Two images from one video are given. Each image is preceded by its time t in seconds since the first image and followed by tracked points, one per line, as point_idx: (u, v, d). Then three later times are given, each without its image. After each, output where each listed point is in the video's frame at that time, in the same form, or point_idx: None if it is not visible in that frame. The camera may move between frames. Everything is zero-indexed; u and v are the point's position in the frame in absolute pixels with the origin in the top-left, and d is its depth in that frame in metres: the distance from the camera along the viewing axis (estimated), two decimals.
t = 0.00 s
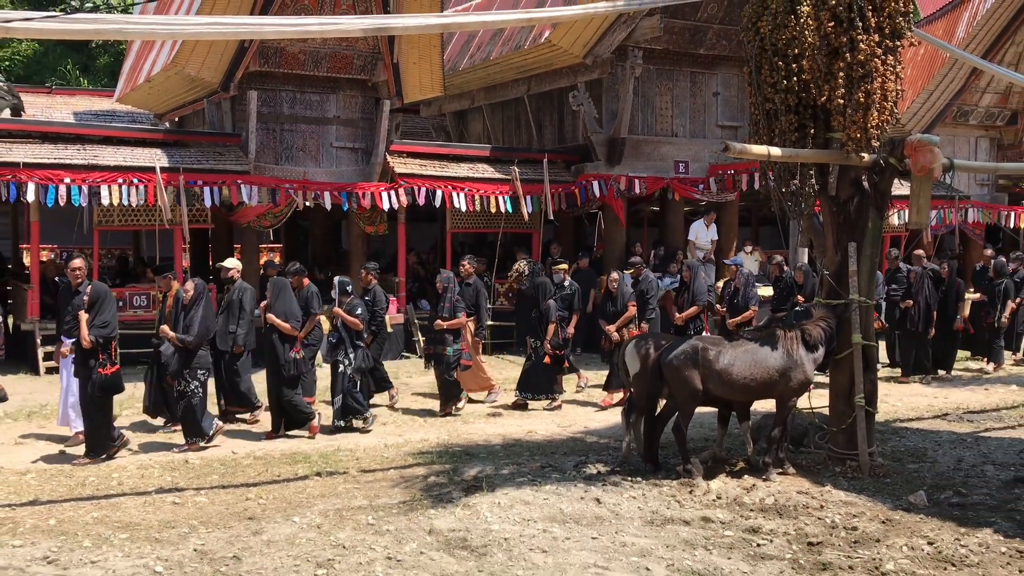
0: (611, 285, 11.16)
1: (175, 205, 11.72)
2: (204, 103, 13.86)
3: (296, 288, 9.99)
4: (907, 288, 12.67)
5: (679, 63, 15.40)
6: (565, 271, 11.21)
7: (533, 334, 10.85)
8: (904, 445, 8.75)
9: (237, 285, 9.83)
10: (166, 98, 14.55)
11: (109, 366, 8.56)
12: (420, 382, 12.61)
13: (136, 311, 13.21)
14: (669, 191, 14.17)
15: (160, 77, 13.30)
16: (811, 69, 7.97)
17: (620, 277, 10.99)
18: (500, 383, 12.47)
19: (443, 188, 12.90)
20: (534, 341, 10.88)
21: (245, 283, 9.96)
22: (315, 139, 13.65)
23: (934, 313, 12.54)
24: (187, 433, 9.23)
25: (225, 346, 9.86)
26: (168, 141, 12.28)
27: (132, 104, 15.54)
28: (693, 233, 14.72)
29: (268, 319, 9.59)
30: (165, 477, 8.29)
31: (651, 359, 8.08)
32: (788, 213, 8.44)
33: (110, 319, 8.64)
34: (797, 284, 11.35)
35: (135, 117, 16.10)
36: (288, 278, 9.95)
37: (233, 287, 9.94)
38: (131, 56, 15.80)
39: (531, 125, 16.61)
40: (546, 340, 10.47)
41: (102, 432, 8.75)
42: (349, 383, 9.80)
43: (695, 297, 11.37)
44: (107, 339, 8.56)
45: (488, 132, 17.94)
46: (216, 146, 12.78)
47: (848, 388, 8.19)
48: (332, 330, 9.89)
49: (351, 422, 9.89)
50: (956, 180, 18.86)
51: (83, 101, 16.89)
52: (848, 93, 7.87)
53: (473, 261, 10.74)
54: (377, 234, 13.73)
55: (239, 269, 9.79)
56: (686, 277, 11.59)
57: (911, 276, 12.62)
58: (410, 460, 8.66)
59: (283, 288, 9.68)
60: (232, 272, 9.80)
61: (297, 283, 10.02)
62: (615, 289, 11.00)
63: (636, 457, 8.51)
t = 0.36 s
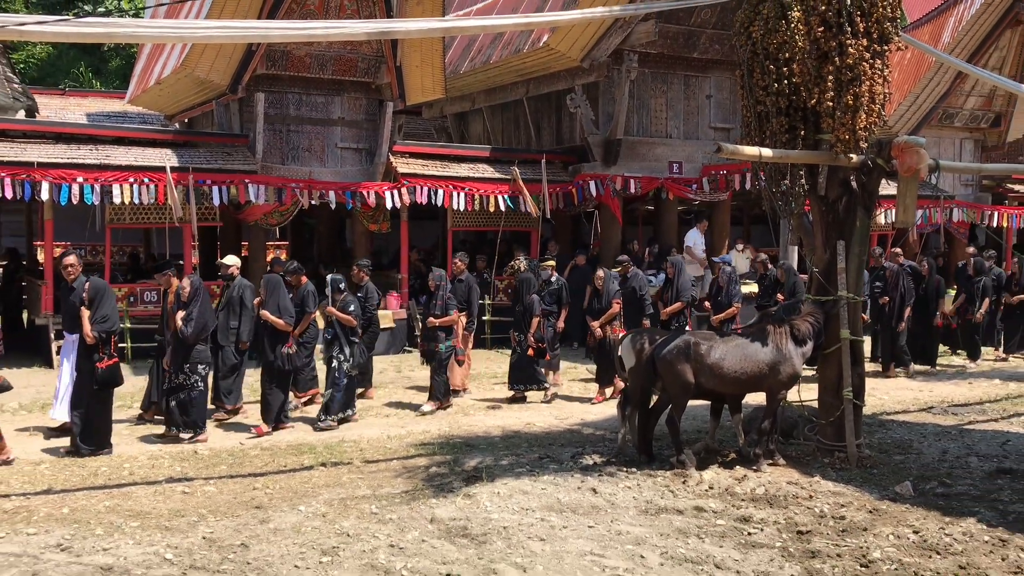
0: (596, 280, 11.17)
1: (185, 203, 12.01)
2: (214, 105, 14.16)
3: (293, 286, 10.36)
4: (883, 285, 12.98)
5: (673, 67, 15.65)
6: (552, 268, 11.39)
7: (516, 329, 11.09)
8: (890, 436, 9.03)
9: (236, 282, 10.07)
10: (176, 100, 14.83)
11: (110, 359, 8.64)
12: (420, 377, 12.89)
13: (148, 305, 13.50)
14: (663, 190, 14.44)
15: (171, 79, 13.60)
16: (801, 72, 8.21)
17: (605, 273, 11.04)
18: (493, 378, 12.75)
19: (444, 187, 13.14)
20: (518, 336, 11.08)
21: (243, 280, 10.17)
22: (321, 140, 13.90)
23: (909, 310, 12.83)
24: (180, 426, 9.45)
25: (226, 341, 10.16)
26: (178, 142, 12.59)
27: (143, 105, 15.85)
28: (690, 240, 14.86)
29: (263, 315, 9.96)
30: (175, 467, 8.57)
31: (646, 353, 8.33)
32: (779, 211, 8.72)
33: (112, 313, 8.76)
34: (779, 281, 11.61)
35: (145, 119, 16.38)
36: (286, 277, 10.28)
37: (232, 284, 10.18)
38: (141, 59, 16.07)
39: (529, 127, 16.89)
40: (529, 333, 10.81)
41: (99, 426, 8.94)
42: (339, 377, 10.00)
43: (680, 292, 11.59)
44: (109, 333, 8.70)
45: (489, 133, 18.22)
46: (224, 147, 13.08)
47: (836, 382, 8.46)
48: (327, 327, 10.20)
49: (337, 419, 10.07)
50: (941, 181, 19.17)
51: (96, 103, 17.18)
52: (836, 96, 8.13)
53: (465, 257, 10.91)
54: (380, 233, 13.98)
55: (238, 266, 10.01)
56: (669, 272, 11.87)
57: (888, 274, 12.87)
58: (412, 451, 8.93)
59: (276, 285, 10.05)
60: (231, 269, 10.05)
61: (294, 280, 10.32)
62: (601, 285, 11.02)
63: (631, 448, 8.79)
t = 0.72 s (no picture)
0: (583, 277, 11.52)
1: (199, 204, 12.42)
2: (226, 110, 14.58)
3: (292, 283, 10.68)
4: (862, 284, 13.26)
5: (666, 74, 16.05)
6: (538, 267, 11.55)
7: (507, 325, 11.60)
8: (872, 428, 9.44)
9: (238, 282, 10.28)
10: (191, 105, 15.24)
11: (114, 353, 9.06)
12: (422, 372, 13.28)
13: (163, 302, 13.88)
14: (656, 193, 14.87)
15: (185, 85, 14.04)
16: (789, 79, 8.56)
17: (590, 270, 11.35)
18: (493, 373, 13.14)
19: (447, 188, 13.53)
20: (507, 331, 11.61)
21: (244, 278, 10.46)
22: (328, 144, 14.27)
23: (884, 307, 13.08)
24: (182, 417, 9.83)
25: (228, 340, 10.34)
26: (192, 145, 13.01)
27: (158, 109, 16.27)
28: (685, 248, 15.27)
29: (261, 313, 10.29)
30: (189, 456, 8.97)
31: (639, 347, 8.69)
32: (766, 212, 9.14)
33: (112, 309, 9.10)
34: (758, 278, 11.95)
35: (160, 123, 16.81)
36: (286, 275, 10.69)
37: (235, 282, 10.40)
38: (157, 65, 16.50)
39: (528, 132, 17.29)
40: (519, 328, 11.32)
41: (104, 418, 9.31)
42: (340, 371, 10.44)
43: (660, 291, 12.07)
44: (110, 329, 9.06)
45: (489, 137, 18.65)
46: (236, 150, 13.50)
47: (822, 375, 8.87)
48: (325, 324, 10.51)
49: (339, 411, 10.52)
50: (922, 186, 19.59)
51: (113, 109, 17.63)
52: (822, 102, 8.49)
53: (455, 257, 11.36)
54: (385, 232, 14.38)
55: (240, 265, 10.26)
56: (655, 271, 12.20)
57: (865, 273, 13.24)
58: (416, 441, 9.32)
59: (276, 283, 10.42)
60: (233, 268, 10.25)
61: (292, 279, 10.58)
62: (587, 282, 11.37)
63: (625, 438, 9.19)
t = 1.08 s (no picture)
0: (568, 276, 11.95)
1: (210, 203, 12.75)
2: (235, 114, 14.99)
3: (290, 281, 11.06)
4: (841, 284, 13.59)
5: (660, 78, 16.38)
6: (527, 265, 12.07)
7: (494, 322, 11.87)
8: (858, 420, 9.80)
9: (238, 279, 10.56)
10: (201, 108, 15.59)
11: (111, 346, 9.39)
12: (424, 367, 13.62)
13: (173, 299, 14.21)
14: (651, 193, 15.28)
15: (195, 90, 14.39)
16: (778, 83, 8.89)
17: (575, 268, 11.78)
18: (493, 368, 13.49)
19: (448, 189, 13.85)
20: (495, 327, 11.88)
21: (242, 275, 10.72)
22: (335, 145, 14.59)
23: (860, 305, 13.36)
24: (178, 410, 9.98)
25: (226, 336, 10.67)
26: (203, 147, 13.32)
27: (170, 113, 16.62)
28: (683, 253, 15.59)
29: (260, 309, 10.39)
30: (200, 447, 9.31)
31: (634, 342, 9.02)
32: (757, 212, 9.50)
33: (106, 305, 9.43)
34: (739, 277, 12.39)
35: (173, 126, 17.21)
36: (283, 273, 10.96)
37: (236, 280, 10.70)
38: (169, 69, 16.83)
39: (527, 135, 17.63)
40: (507, 325, 11.61)
41: (100, 411, 9.56)
42: (338, 368, 10.64)
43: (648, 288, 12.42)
44: (106, 324, 9.38)
45: (489, 140, 19.01)
46: (245, 152, 13.82)
47: (809, 369, 9.25)
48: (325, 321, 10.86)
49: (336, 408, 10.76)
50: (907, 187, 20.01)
51: (127, 113, 18.04)
52: (811, 106, 8.77)
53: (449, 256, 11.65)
54: (389, 231, 14.71)
55: (240, 263, 10.54)
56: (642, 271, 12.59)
57: (843, 273, 13.46)
58: (418, 432, 9.66)
59: (274, 281, 10.48)
60: (233, 266, 10.54)
61: (290, 278, 10.92)
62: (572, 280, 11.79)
63: (620, 430, 9.53)
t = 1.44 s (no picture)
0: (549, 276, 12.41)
1: (219, 205, 13.07)
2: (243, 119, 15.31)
3: (282, 281, 11.39)
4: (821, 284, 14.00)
5: (654, 85, 16.73)
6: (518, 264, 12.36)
7: (481, 320, 12.15)
8: (843, 415, 10.16)
9: (234, 279, 10.85)
10: (209, 113, 15.92)
11: (111, 344, 9.72)
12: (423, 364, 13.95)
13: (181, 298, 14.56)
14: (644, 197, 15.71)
15: (204, 96, 14.73)
16: (767, 90, 9.21)
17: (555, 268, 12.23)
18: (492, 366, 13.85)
19: (449, 193, 14.19)
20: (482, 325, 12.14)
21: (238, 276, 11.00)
22: (340, 150, 14.91)
23: (836, 303, 13.68)
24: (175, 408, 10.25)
25: (226, 334, 11.02)
26: (212, 151, 13.64)
27: (180, 118, 16.94)
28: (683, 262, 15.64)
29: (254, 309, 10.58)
30: (209, 440, 9.64)
31: (628, 340, 9.34)
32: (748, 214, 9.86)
33: (106, 304, 9.76)
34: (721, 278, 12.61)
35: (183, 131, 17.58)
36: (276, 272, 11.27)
37: (232, 280, 10.97)
38: (179, 76, 17.16)
39: (524, 139, 17.98)
40: (494, 322, 11.88)
41: (100, 404, 9.91)
42: (336, 365, 10.99)
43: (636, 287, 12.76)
44: (106, 322, 9.71)
45: (488, 144, 19.40)
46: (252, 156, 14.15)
47: (797, 366, 9.56)
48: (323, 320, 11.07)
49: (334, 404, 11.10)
50: (891, 190, 20.45)
51: (140, 118, 18.43)
52: (798, 112, 9.07)
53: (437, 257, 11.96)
54: (392, 233, 15.04)
55: (234, 264, 10.90)
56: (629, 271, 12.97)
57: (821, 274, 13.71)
58: (419, 426, 10.00)
59: (266, 282, 10.63)
60: (228, 267, 10.88)
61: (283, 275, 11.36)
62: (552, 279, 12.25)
63: (614, 424, 9.87)
